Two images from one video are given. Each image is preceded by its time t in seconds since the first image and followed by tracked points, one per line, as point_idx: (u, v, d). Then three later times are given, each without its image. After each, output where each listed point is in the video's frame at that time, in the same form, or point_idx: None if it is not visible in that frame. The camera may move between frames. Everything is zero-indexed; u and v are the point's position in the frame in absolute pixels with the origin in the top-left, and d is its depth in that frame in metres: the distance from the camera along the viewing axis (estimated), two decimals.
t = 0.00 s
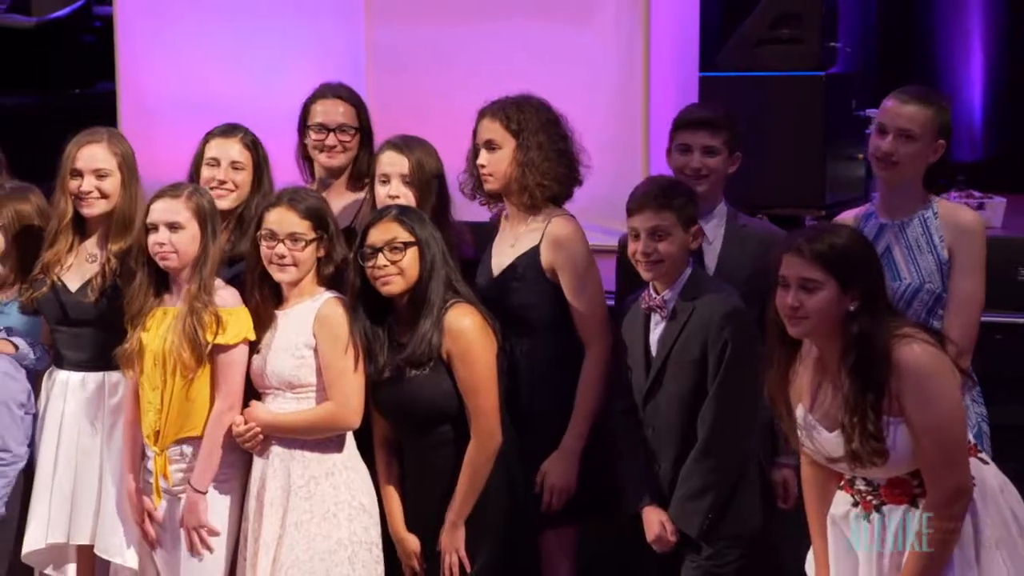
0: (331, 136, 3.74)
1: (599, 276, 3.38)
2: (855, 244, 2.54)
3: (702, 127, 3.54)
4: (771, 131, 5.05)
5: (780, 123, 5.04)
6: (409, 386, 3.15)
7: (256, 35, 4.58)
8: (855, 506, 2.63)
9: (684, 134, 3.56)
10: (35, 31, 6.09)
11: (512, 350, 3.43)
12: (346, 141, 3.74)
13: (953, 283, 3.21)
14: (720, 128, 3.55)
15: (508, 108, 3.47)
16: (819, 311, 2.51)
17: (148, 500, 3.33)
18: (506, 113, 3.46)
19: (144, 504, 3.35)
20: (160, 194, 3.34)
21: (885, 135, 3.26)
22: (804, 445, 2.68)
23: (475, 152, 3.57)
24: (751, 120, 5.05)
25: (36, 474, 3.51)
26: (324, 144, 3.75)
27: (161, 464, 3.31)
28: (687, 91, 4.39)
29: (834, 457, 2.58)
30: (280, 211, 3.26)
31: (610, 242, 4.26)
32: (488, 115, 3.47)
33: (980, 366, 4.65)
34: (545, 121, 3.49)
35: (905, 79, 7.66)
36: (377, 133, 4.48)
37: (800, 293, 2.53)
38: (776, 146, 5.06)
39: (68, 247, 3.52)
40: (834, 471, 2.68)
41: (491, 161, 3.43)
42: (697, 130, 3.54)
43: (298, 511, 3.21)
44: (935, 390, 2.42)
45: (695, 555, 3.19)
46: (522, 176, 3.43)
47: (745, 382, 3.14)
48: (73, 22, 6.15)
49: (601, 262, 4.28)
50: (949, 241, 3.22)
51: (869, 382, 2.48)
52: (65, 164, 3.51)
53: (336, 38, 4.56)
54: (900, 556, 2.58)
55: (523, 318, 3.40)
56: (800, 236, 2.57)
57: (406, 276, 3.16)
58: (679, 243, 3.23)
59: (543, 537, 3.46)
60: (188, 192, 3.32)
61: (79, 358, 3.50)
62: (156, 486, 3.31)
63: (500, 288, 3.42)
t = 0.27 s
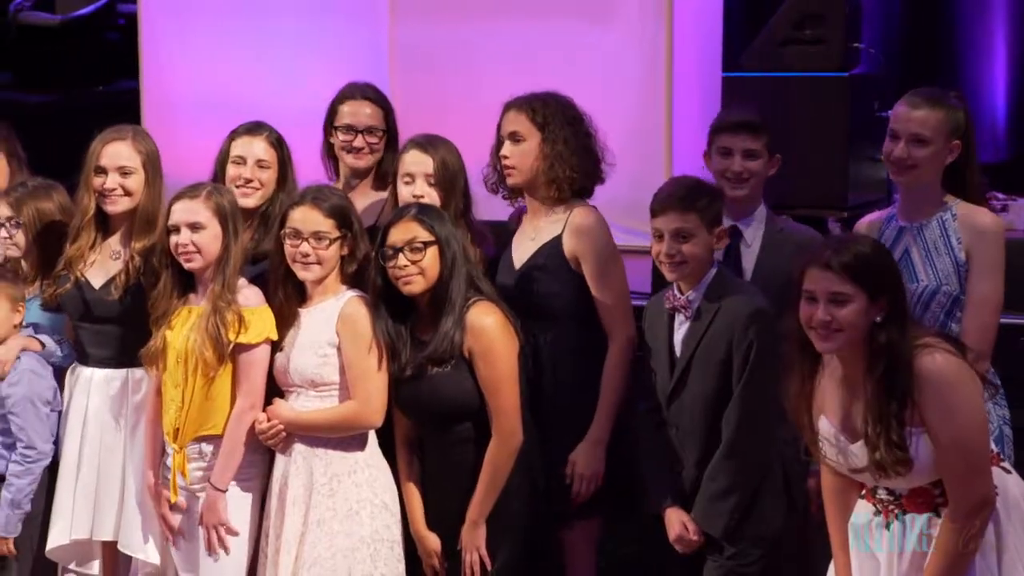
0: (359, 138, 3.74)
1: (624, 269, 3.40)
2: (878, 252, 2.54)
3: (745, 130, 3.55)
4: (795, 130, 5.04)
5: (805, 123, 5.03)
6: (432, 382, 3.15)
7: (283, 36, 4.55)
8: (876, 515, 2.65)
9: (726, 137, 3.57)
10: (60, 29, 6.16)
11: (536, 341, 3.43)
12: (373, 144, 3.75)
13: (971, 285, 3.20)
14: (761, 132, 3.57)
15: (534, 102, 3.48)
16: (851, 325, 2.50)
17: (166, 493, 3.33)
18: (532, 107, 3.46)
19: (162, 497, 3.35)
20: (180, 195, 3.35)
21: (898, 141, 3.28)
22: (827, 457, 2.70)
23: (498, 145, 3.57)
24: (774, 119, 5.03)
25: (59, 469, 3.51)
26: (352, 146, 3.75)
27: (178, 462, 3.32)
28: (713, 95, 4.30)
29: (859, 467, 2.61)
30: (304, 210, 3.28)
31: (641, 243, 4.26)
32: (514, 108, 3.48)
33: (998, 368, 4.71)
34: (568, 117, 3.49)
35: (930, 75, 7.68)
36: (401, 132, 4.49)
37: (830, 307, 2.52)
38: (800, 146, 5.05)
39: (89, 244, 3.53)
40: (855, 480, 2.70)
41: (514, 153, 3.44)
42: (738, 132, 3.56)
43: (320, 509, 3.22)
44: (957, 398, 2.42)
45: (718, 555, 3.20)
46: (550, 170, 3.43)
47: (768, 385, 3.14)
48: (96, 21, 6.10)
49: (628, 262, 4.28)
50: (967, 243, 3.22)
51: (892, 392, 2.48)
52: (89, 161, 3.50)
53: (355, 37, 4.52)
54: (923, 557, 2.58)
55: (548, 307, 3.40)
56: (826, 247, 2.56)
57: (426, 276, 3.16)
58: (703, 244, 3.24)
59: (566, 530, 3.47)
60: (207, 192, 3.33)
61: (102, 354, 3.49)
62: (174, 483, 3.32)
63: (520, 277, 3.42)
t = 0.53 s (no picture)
0: (382, 135, 3.76)
1: (647, 265, 3.39)
2: (900, 253, 2.54)
3: (789, 124, 3.61)
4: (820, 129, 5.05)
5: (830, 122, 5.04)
6: (460, 378, 3.17)
7: (312, 35, 4.57)
8: (901, 514, 2.66)
9: (770, 131, 3.62)
10: (87, 25, 6.14)
11: (562, 337, 3.43)
12: (395, 142, 3.75)
13: (994, 286, 3.20)
14: (805, 126, 3.63)
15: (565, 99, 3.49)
16: (876, 328, 2.50)
17: (193, 491, 3.34)
18: (561, 103, 3.47)
19: (189, 495, 3.35)
20: (199, 199, 3.37)
21: (917, 146, 3.30)
22: (852, 455, 2.71)
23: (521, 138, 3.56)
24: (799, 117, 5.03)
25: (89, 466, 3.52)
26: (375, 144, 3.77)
27: (205, 458, 3.33)
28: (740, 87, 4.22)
29: (881, 466, 2.63)
30: (332, 208, 3.29)
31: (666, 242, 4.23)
32: (542, 103, 3.49)
33: None
34: (594, 116, 3.49)
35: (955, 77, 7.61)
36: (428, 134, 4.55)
37: (856, 310, 2.52)
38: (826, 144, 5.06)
39: (119, 241, 3.54)
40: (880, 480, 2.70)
41: (543, 146, 3.43)
42: (783, 126, 3.62)
43: (347, 505, 3.22)
44: (982, 398, 2.41)
45: (743, 554, 3.19)
46: (577, 166, 3.45)
47: (795, 385, 3.12)
48: (121, 18, 6.09)
49: (653, 262, 4.25)
50: (991, 244, 3.21)
51: (914, 392, 2.48)
52: (118, 159, 3.52)
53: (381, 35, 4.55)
54: (949, 554, 2.59)
55: (574, 303, 3.40)
56: (850, 250, 2.57)
57: (453, 272, 3.16)
58: (731, 243, 3.24)
59: (598, 522, 3.49)
60: (222, 193, 3.34)
61: (131, 351, 3.49)
62: (201, 480, 3.33)
63: (545, 275, 3.42)
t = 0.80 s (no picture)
0: (407, 129, 3.89)
1: (676, 266, 3.39)
2: (929, 254, 2.58)
3: (825, 122, 3.62)
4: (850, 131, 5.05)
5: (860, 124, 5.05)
6: (495, 379, 3.18)
7: (334, 36, 4.61)
8: (931, 519, 2.65)
9: (806, 129, 3.63)
10: (121, 27, 6.14)
11: (594, 339, 3.43)
12: (413, 138, 3.86)
13: None
14: (842, 124, 3.63)
15: (595, 104, 3.48)
16: (904, 329, 2.53)
17: (224, 492, 3.35)
18: (592, 107, 3.47)
19: (221, 496, 3.36)
20: (228, 200, 3.37)
21: (947, 150, 3.32)
22: (879, 458, 2.74)
23: (550, 143, 3.56)
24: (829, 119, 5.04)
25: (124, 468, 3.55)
26: (409, 139, 3.89)
27: (237, 459, 3.33)
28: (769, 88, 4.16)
29: (907, 468, 2.65)
30: (366, 208, 3.31)
31: (698, 243, 4.25)
32: (571, 106, 3.48)
33: None
34: (624, 119, 3.50)
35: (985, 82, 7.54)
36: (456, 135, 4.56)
37: (885, 311, 2.55)
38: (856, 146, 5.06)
39: (153, 242, 3.56)
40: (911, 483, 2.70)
41: (573, 151, 3.43)
42: (819, 124, 3.62)
43: (379, 506, 3.23)
44: (1013, 400, 2.42)
45: (774, 557, 3.19)
46: (605, 170, 3.46)
47: (828, 388, 3.12)
48: (154, 19, 6.16)
49: (683, 264, 4.27)
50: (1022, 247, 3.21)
51: (942, 394, 2.49)
52: (151, 160, 3.54)
53: (411, 36, 4.56)
54: (978, 558, 2.59)
55: (603, 306, 3.40)
56: (880, 252, 2.59)
57: (489, 273, 3.18)
58: (762, 245, 3.24)
59: (628, 523, 3.49)
60: (254, 194, 3.34)
61: (166, 351, 3.51)
62: (232, 480, 3.34)
63: (576, 278, 3.41)
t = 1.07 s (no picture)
0: (445, 137, 3.92)
1: (702, 269, 3.38)
2: (955, 256, 2.69)
3: (845, 121, 3.62)
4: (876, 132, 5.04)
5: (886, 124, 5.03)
6: (522, 380, 3.19)
7: (358, 36, 4.62)
8: (956, 521, 2.74)
9: (827, 128, 3.64)
10: (147, 28, 6.21)
11: (620, 341, 3.43)
12: (454, 146, 3.91)
13: None
14: (862, 123, 3.63)
15: (622, 106, 3.48)
16: (931, 331, 2.65)
17: (250, 491, 3.35)
18: (620, 110, 3.47)
19: (247, 495, 3.36)
20: (256, 201, 3.37)
21: (973, 151, 3.32)
22: (907, 462, 2.82)
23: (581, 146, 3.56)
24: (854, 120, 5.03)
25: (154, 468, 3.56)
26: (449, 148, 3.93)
27: (263, 458, 3.33)
28: (796, 87, 4.17)
29: (934, 470, 2.74)
30: (394, 208, 3.32)
31: (723, 245, 4.25)
32: (600, 110, 3.49)
33: None
34: (653, 120, 3.49)
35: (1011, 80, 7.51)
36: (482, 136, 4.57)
37: (911, 313, 2.67)
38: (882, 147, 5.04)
39: (180, 241, 3.57)
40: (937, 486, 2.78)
41: (604, 155, 3.44)
42: (838, 123, 3.63)
43: (407, 505, 3.23)
44: None
45: (801, 560, 3.18)
46: (635, 175, 3.45)
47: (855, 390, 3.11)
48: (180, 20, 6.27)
49: (708, 266, 4.26)
50: None
51: (969, 396, 2.62)
52: (179, 160, 3.56)
53: (436, 38, 4.57)
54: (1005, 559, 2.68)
55: (630, 309, 3.39)
56: (905, 254, 2.72)
57: (516, 274, 3.18)
58: (789, 247, 3.22)
59: (654, 527, 3.48)
60: (282, 194, 3.34)
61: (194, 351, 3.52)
62: (259, 480, 3.34)
63: (603, 280, 3.42)
